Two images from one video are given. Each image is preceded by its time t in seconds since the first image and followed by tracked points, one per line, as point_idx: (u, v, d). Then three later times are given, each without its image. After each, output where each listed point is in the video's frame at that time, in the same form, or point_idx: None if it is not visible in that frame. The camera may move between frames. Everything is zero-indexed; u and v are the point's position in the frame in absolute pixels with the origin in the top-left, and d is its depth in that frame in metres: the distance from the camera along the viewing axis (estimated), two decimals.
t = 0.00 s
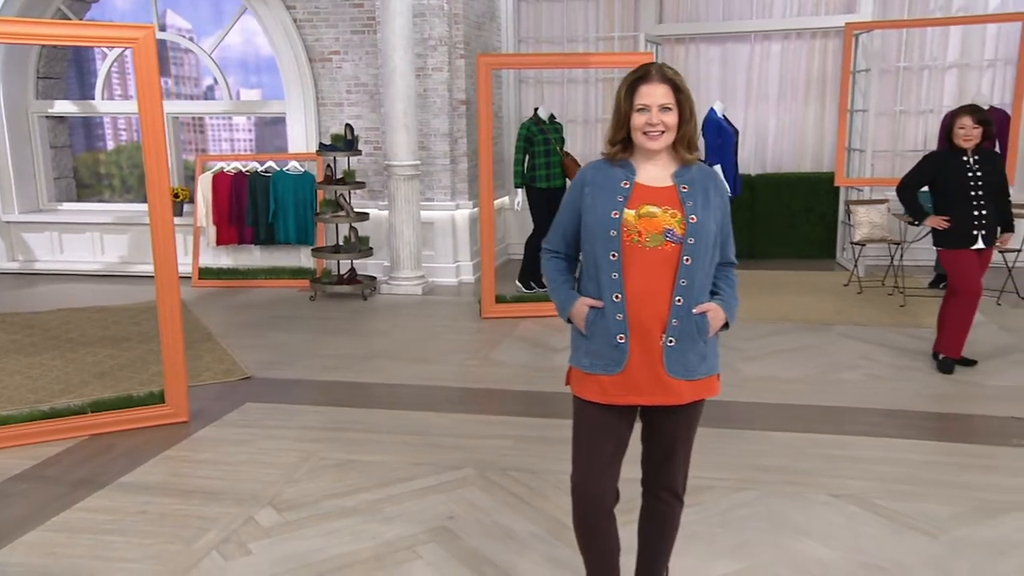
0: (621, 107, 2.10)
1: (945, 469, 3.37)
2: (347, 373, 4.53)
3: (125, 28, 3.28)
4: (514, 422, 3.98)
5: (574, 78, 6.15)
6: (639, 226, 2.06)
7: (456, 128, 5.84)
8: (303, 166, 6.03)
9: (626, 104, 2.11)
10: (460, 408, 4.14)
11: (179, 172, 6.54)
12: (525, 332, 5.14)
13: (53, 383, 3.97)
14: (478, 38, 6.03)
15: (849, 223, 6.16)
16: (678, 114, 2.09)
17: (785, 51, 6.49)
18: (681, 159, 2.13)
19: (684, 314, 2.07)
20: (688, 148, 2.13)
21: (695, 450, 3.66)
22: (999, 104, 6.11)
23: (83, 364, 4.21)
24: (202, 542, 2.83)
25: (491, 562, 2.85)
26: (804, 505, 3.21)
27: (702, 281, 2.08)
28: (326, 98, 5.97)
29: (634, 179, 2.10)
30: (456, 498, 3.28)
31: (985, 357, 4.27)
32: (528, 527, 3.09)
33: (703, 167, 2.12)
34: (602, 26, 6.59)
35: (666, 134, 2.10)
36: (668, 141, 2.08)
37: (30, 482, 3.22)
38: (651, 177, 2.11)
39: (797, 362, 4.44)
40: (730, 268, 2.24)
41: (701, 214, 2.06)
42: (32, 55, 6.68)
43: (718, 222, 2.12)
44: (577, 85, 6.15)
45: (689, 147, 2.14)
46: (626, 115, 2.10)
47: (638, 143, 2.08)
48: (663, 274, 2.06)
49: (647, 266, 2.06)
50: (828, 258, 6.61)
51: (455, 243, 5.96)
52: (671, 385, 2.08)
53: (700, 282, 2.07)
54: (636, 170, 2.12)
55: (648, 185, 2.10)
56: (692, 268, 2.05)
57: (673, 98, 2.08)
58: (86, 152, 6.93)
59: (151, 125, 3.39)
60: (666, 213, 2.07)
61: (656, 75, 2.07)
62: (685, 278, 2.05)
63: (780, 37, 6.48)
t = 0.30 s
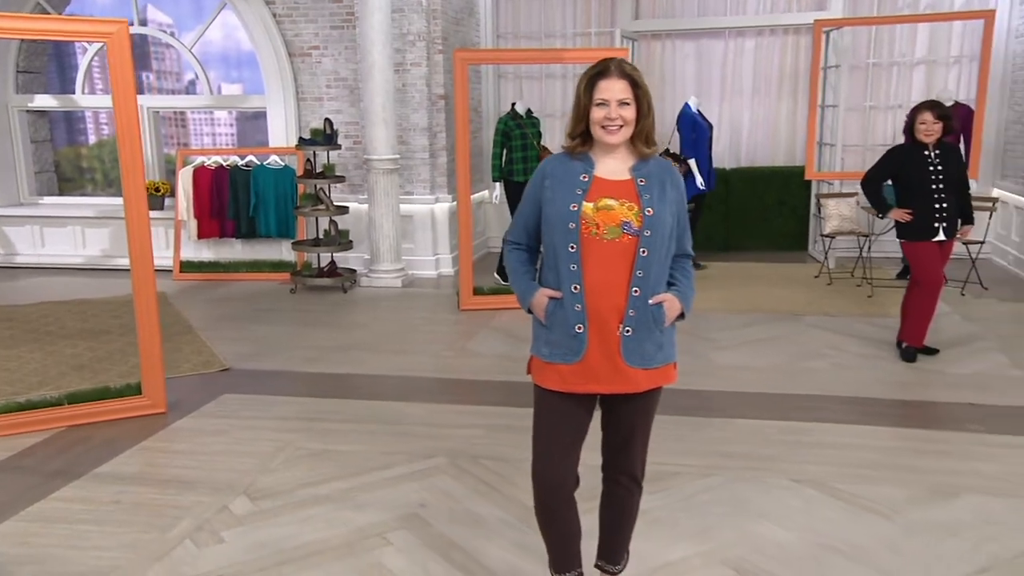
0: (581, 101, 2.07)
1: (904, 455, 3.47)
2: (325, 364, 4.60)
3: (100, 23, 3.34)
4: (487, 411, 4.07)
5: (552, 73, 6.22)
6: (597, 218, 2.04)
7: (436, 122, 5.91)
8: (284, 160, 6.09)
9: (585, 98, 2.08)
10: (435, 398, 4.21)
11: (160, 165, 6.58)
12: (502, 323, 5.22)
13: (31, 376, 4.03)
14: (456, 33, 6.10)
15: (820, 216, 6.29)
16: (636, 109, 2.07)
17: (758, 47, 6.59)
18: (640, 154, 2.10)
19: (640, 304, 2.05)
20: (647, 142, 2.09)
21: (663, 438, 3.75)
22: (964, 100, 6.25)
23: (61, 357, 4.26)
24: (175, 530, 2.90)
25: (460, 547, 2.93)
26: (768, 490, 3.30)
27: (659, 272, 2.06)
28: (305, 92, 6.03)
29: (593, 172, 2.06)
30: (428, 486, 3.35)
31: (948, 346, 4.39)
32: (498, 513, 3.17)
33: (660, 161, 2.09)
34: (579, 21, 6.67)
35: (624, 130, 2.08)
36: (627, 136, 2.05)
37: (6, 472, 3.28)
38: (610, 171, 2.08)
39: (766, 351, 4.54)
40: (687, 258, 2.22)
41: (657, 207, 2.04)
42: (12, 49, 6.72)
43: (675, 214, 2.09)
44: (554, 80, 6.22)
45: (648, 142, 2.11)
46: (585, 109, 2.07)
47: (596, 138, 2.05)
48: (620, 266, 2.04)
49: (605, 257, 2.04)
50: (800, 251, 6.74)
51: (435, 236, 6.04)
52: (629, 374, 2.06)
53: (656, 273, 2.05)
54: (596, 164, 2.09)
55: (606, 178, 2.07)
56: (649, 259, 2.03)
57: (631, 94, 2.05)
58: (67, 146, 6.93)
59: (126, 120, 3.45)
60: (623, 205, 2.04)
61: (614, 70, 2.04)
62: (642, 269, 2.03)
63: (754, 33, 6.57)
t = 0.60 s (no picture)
0: (541, 95, 2.07)
1: (868, 441, 3.56)
2: (307, 355, 4.68)
3: (79, 16, 3.40)
4: (465, 400, 4.15)
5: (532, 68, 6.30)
6: (557, 211, 2.05)
7: (419, 116, 5.98)
8: (268, 154, 6.15)
9: (546, 92, 2.08)
10: (414, 387, 4.30)
11: (145, 159, 6.61)
12: (482, 314, 5.30)
13: (14, 367, 4.10)
14: (439, 28, 6.16)
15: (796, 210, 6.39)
16: (596, 103, 2.08)
17: (735, 43, 6.68)
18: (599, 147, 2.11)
19: (600, 295, 2.08)
20: (606, 135, 2.12)
21: (636, 425, 3.84)
22: (936, 96, 6.35)
23: (44, 349, 4.33)
24: (153, 518, 2.97)
25: (433, 532, 3.01)
26: (735, 475, 3.39)
27: (618, 263, 2.08)
28: (289, 86, 6.09)
29: (553, 165, 2.08)
30: (404, 474, 3.43)
31: (916, 336, 4.49)
32: (471, 499, 3.25)
33: (619, 154, 2.11)
34: (560, 17, 6.73)
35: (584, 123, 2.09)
36: (587, 129, 2.06)
37: None
38: (571, 164, 2.09)
39: (740, 341, 4.63)
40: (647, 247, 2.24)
41: (616, 200, 2.05)
42: None
43: (634, 206, 2.11)
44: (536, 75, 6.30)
45: (607, 134, 2.12)
46: (546, 103, 2.08)
47: (557, 132, 2.06)
48: (580, 257, 2.06)
49: (565, 249, 2.06)
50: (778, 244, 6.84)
51: (418, 230, 6.13)
52: (590, 363, 2.09)
53: (616, 265, 2.07)
54: (556, 156, 2.10)
55: (567, 171, 2.08)
56: (608, 251, 2.05)
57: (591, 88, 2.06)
58: (52, 140, 6.95)
59: (106, 114, 3.51)
60: (583, 198, 2.06)
61: (574, 64, 2.04)
62: (602, 260, 2.06)
63: (731, 29, 6.66)
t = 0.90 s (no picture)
0: (497, 85, 2.12)
1: (837, 428, 3.65)
2: (291, 346, 4.75)
3: (58, 11, 3.44)
4: (445, 390, 4.22)
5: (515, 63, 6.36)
6: (508, 201, 2.11)
7: (403, 111, 6.04)
8: (253, 148, 6.20)
9: (502, 81, 2.13)
10: (395, 377, 4.37)
11: (132, 153, 6.65)
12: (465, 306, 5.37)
13: None
14: (423, 24, 6.21)
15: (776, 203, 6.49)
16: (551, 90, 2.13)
17: (716, 39, 6.76)
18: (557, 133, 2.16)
19: (549, 286, 2.12)
20: (563, 124, 2.17)
21: (613, 414, 3.91)
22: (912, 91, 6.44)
23: (29, 341, 4.39)
24: (134, 506, 3.04)
25: (408, 518, 3.08)
26: (707, 462, 3.47)
27: (569, 254, 2.13)
28: (275, 81, 6.15)
29: (509, 154, 2.14)
30: (382, 462, 3.50)
31: (889, 326, 4.57)
32: (448, 486, 3.32)
33: (575, 142, 2.15)
34: (543, 12, 6.76)
35: (540, 111, 2.14)
36: (543, 118, 2.12)
37: None
38: (527, 154, 2.15)
39: (717, 332, 4.71)
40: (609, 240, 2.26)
41: (567, 191, 2.10)
42: None
43: (589, 198, 2.15)
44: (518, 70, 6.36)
45: (563, 124, 2.17)
46: (502, 93, 2.13)
47: (513, 120, 2.11)
48: (529, 247, 2.11)
49: (515, 239, 2.12)
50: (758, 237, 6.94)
51: (403, 223, 6.19)
52: (538, 352, 2.14)
53: (566, 255, 2.12)
54: (513, 146, 2.16)
55: (522, 161, 2.14)
56: (557, 241, 2.10)
57: (546, 76, 2.11)
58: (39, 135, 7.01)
59: (86, 108, 3.56)
60: (534, 188, 2.11)
61: (529, 53, 2.09)
62: (551, 250, 2.10)
63: (711, 25, 6.74)
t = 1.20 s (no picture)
0: (454, 82, 2.09)
1: (810, 416, 3.73)
2: (278, 338, 4.82)
3: (41, 7, 3.49)
4: (427, 381, 4.29)
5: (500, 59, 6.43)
6: (447, 196, 2.09)
7: (389, 107, 6.12)
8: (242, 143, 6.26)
9: (460, 79, 2.09)
10: (379, 368, 4.44)
11: (122, 148, 6.70)
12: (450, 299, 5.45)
13: None
14: (409, 20, 6.28)
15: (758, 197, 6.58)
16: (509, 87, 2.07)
17: (699, 35, 6.85)
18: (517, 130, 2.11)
19: (477, 284, 2.06)
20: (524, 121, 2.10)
21: (592, 403, 3.99)
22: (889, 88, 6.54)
23: (17, 334, 4.45)
24: (118, 496, 3.11)
25: (388, 506, 3.15)
26: (682, 450, 3.54)
27: (500, 253, 2.05)
28: (263, 77, 6.21)
29: (465, 152, 2.11)
30: (364, 451, 3.57)
31: (865, 317, 4.65)
32: (427, 475, 3.40)
33: (530, 141, 2.07)
34: (529, 8, 6.82)
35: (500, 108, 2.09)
36: (501, 116, 2.06)
37: None
38: (484, 153, 2.11)
39: (697, 323, 4.79)
40: (568, 246, 2.10)
41: (501, 189, 2.03)
42: None
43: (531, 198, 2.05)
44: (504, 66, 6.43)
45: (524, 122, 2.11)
46: (461, 91, 2.09)
47: (472, 119, 2.07)
48: (461, 244, 2.08)
49: (451, 234, 2.10)
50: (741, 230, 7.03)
51: (390, 217, 6.26)
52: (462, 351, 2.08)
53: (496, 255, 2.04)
54: (473, 145, 2.12)
55: (474, 158, 2.10)
56: (485, 240, 2.05)
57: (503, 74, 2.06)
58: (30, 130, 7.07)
59: (70, 103, 3.62)
60: (473, 185, 2.06)
61: (485, 50, 2.04)
62: (479, 248, 2.05)
63: (694, 22, 6.83)
